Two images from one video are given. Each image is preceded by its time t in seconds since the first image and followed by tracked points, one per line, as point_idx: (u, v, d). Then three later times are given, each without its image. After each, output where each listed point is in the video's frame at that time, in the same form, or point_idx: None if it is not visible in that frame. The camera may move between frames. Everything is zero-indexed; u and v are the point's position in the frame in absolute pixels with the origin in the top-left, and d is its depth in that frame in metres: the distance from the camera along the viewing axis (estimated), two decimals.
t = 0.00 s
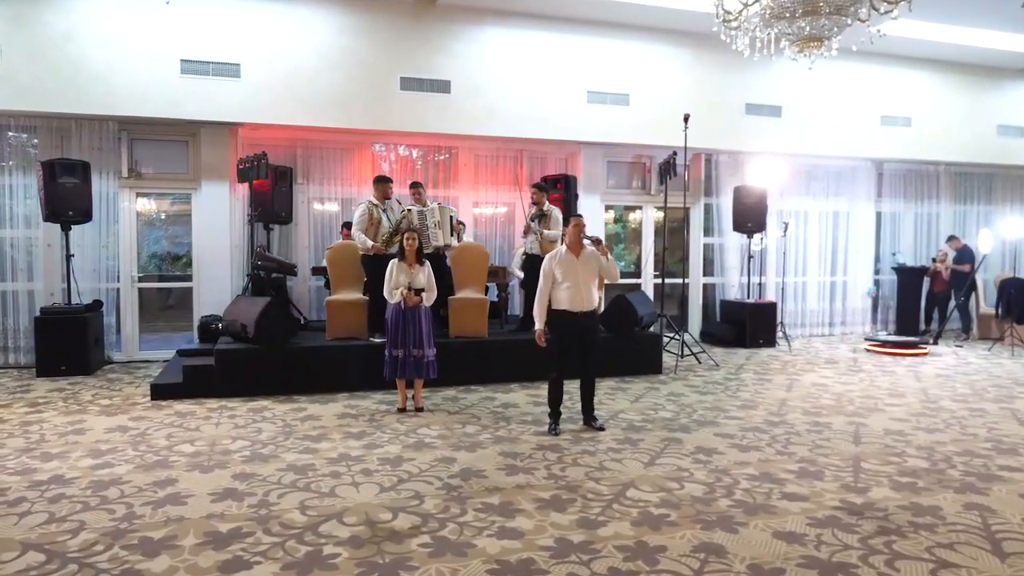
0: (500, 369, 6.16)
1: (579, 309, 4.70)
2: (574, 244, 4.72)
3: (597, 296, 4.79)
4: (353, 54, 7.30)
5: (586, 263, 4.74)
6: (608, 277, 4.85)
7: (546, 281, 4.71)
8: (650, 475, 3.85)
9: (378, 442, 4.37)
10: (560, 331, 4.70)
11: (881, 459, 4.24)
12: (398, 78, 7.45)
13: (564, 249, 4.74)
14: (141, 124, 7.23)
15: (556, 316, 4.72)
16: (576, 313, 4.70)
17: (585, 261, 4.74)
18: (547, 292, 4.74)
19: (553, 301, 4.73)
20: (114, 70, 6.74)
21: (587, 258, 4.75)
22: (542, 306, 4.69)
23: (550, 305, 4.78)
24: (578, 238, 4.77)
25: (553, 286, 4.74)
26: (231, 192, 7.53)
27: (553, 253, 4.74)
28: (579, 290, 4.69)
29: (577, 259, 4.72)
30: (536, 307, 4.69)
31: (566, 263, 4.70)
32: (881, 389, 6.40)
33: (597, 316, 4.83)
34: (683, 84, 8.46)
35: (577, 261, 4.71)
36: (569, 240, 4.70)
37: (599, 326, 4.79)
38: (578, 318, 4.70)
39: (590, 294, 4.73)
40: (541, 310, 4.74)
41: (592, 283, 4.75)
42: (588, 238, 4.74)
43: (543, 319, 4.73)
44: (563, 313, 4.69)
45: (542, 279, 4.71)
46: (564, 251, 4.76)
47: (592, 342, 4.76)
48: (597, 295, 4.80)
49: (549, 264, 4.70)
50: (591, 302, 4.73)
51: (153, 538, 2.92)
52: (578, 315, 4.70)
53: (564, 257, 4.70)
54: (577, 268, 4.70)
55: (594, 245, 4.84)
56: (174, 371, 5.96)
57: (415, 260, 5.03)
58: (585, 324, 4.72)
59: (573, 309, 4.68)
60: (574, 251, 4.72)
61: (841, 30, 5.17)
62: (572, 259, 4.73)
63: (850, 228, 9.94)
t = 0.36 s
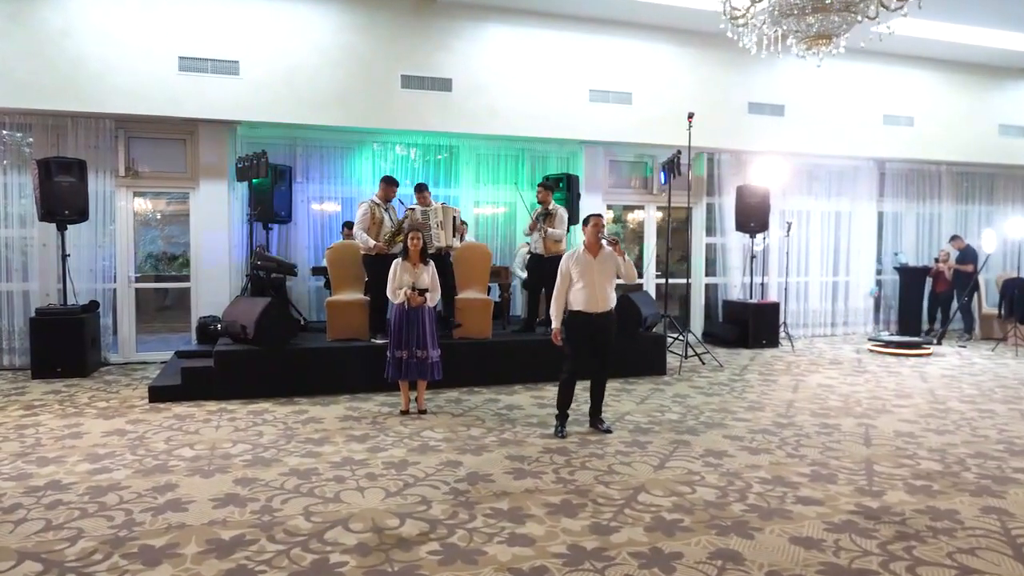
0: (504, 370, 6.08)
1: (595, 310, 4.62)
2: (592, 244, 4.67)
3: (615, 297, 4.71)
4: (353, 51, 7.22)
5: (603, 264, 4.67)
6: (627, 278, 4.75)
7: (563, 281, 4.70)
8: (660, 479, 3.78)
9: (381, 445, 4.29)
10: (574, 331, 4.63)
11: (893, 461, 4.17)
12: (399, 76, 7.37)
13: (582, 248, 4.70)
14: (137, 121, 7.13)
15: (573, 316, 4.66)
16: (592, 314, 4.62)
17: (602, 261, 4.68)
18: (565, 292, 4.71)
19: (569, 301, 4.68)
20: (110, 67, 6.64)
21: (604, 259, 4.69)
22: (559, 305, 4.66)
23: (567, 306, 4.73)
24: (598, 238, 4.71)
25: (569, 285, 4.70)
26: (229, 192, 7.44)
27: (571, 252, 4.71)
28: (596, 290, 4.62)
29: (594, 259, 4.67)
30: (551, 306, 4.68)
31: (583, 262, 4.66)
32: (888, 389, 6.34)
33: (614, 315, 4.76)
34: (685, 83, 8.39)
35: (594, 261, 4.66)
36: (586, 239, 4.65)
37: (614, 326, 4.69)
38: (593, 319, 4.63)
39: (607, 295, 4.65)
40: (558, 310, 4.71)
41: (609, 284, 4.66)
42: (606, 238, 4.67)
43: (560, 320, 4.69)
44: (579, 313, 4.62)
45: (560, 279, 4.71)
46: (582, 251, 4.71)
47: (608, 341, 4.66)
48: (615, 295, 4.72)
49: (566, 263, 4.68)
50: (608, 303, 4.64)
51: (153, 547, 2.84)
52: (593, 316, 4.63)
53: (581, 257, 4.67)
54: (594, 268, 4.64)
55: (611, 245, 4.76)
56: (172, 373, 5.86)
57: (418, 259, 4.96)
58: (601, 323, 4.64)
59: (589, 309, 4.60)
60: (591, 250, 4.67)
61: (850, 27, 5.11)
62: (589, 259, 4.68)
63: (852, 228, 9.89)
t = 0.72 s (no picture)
0: (503, 372, 5.97)
1: (598, 311, 4.52)
2: (600, 245, 4.56)
3: (619, 299, 4.60)
4: (347, 47, 7.10)
5: (609, 265, 4.56)
6: (633, 280, 4.63)
7: (568, 279, 4.61)
8: (667, 484, 3.68)
9: (379, 449, 4.18)
10: (577, 330, 4.52)
11: (903, 464, 4.08)
12: (394, 73, 7.26)
13: (590, 248, 4.59)
14: (128, 119, 7.00)
15: (575, 316, 4.56)
16: (595, 315, 4.52)
17: (609, 262, 4.58)
18: (569, 291, 4.61)
19: (572, 300, 4.59)
20: (100, 63, 6.50)
21: (611, 259, 4.58)
22: (562, 304, 4.57)
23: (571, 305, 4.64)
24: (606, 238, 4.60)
25: (574, 284, 4.61)
26: (222, 190, 7.31)
27: (578, 251, 4.60)
28: (601, 291, 4.52)
29: (601, 259, 4.56)
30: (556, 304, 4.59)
31: (590, 262, 4.55)
32: (892, 390, 6.26)
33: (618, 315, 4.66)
34: (684, 81, 8.30)
35: (600, 261, 4.55)
36: (594, 239, 4.53)
37: (620, 326, 4.59)
38: (595, 319, 4.53)
39: (611, 296, 4.55)
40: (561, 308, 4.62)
41: (615, 285, 4.56)
42: (615, 239, 4.56)
43: (562, 318, 4.60)
44: (582, 314, 4.53)
45: (565, 277, 4.61)
46: (590, 250, 4.61)
47: (611, 341, 4.56)
48: (620, 297, 4.61)
49: (572, 262, 4.57)
50: (612, 305, 4.54)
51: (143, 558, 2.72)
52: (597, 317, 4.52)
53: (588, 256, 4.56)
54: (600, 268, 4.54)
55: (618, 246, 4.64)
56: (163, 375, 5.74)
57: (416, 259, 4.85)
58: (602, 324, 4.53)
59: (592, 310, 4.51)
60: (599, 250, 4.57)
61: (856, 22, 5.02)
62: (596, 259, 4.58)
63: (851, 227, 9.81)
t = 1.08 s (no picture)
0: (499, 376, 5.86)
1: (595, 313, 4.42)
2: (599, 246, 4.46)
3: (618, 302, 4.49)
4: (341, 45, 6.97)
5: (607, 266, 4.45)
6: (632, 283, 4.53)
7: (567, 281, 4.51)
8: (671, 492, 3.57)
9: (374, 457, 4.06)
10: (575, 333, 4.41)
11: (912, 471, 3.99)
12: (389, 71, 7.14)
13: (589, 249, 4.49)
14: (117, 117, 6.86)
15: (572, 318, 4.46)
16: (592, 317, 4.42)
17: (608, 263, 4.47)
18: (567, 292, 4.52)
19: (570, 302, 4.48)
20: (89, 60, 6.36)
21: (610, 261, 4.47)
22: (559, 305, 4.47)
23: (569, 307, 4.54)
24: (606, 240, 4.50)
25: (572, 286, 4.51)
26: (214, 189, 7.19)
27: (577, 252, 4.51)
28: (599, 293, 4.41)
29: (600, 260, 4.45)
30: (553, 305, 4.50)
31: (588, 264, 4.45)
32: (894, 393, 6.17)
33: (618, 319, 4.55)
34: (683, 79, 8.21)
35: (599, 262, 4.45)
36: (593, 240, 4.43)
37: (618, 328, 4.49)
38: (591, 322, 4.42)
39: (610, 299, 4.44)
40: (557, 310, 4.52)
41: (613, 288, 4.45)
42: (615, 240, 4.45)
43: (559, 320, 4.49)
44: (579, 316, 4.42)
45: (564, 279, 4.52)
46: (589, 252, 4.51)
47: (610, 346, 4.45)
48: (620, 299, 4.50)
49: (571, 263, 4.48)
50: (610, 307, 4.43)
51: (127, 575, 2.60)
52: (594, 319, 4.42)
53: (587, 257, 4.46)
54: (598, 270, 4.43)
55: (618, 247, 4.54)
56: (153, 379, 5.61)
57: (412, 260, 4.75)
58: (599, 328, 4.42)
59: (589, 312, 4.40)
60: (597, 252, 4.47)
61: (861, 19, 4.92)
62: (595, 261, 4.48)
63: (850, 227, 9.73)
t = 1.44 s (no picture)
0: (496, 379, 5.77)
1: (586, 315, 4.33)
2: (589, 246, 4.39)
3: (610, 303, 4.40)
4: (335, 43, 6.87)
5: (598, 267, 4.37)
6: (623, 284, 4.44)
7: (556, 283, 4.43)
8: (675, 499, 3.49)
9: (370, 463, 3.96)
10: (565, 335, 4.32)
11: (919, 476, 3.91)
12: (384, 69, 7.04)
13: (578, 250, 4.42)
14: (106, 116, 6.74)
15: (563, 321, 4.37)
16: (583, 319, 4.33)
17: (598, 264, 4.39)
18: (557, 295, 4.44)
19: (560, 304, 4.40)
20: (77, 57, 6.24)
21: (601, 262, 4.39)
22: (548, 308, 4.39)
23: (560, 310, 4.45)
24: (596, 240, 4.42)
25: (562, 288, 4.43)
26: (206, 189, 7.09)
27: (566, 253, 4.44)
28: (589, 294, 4.32)
29: (590, 261, 4.37)
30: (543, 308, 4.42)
31: (578, 265, 4.37)
32: (896, 395, 6.11)
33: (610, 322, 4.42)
34: (680, 79, 8.13)
35: (589, 263, 4.37)
36: (582, 240, 4.36)
37: (609, 329, 4.38)
38: (585, 325, 4.33)
39: (601, 300, 4.35)
40: (547, 313, 4.44)
41: (604, 289, 4.37)
42: (604, 240, 4.38)
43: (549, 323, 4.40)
44: (570, 318, 4.33)
45: (554, 281, 4.44)
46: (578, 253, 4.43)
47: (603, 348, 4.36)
48: (611, 301, 4.42)
49: (560, 264, 4.41)
50: (602, 309, 4.34)
51: None
52: (586, 321, 4.33)
53: (576, 258, 4.38)
54: (588, 271, 4.35)
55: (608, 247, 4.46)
56: (144, 383, 5.50)
57: (408, 261, 4.65)
58: (593, 330, 4.34)
59: (579, 314, 4.31)
60: (587, 252, 4.39)
61: (864, 17, 4.85)
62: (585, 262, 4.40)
63: (847, 228, 9.68)
